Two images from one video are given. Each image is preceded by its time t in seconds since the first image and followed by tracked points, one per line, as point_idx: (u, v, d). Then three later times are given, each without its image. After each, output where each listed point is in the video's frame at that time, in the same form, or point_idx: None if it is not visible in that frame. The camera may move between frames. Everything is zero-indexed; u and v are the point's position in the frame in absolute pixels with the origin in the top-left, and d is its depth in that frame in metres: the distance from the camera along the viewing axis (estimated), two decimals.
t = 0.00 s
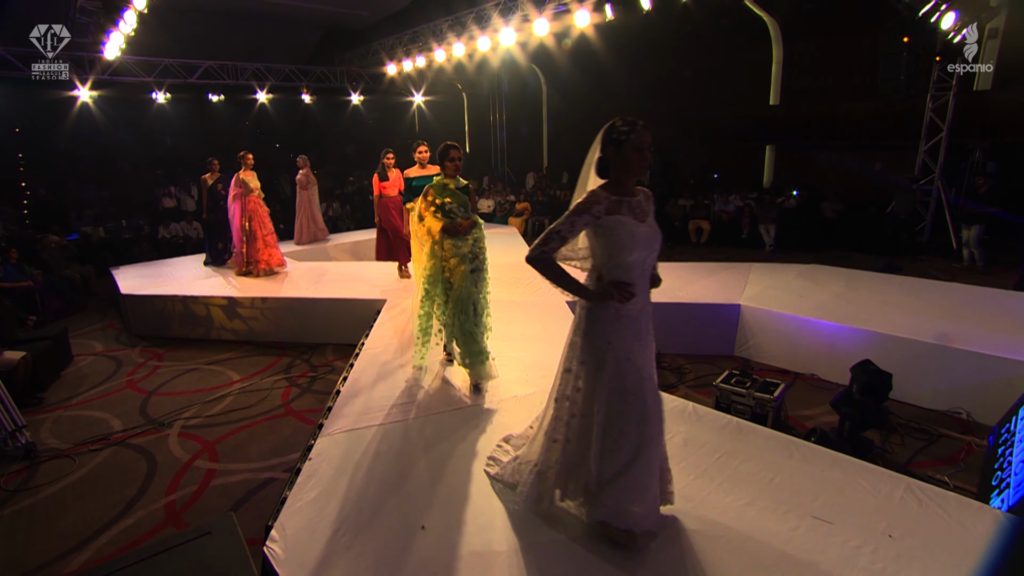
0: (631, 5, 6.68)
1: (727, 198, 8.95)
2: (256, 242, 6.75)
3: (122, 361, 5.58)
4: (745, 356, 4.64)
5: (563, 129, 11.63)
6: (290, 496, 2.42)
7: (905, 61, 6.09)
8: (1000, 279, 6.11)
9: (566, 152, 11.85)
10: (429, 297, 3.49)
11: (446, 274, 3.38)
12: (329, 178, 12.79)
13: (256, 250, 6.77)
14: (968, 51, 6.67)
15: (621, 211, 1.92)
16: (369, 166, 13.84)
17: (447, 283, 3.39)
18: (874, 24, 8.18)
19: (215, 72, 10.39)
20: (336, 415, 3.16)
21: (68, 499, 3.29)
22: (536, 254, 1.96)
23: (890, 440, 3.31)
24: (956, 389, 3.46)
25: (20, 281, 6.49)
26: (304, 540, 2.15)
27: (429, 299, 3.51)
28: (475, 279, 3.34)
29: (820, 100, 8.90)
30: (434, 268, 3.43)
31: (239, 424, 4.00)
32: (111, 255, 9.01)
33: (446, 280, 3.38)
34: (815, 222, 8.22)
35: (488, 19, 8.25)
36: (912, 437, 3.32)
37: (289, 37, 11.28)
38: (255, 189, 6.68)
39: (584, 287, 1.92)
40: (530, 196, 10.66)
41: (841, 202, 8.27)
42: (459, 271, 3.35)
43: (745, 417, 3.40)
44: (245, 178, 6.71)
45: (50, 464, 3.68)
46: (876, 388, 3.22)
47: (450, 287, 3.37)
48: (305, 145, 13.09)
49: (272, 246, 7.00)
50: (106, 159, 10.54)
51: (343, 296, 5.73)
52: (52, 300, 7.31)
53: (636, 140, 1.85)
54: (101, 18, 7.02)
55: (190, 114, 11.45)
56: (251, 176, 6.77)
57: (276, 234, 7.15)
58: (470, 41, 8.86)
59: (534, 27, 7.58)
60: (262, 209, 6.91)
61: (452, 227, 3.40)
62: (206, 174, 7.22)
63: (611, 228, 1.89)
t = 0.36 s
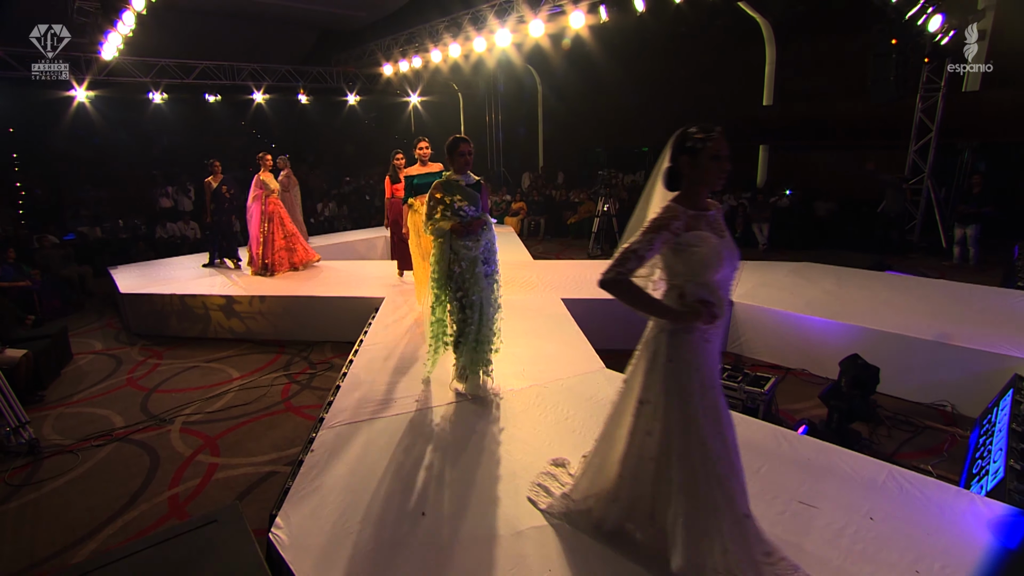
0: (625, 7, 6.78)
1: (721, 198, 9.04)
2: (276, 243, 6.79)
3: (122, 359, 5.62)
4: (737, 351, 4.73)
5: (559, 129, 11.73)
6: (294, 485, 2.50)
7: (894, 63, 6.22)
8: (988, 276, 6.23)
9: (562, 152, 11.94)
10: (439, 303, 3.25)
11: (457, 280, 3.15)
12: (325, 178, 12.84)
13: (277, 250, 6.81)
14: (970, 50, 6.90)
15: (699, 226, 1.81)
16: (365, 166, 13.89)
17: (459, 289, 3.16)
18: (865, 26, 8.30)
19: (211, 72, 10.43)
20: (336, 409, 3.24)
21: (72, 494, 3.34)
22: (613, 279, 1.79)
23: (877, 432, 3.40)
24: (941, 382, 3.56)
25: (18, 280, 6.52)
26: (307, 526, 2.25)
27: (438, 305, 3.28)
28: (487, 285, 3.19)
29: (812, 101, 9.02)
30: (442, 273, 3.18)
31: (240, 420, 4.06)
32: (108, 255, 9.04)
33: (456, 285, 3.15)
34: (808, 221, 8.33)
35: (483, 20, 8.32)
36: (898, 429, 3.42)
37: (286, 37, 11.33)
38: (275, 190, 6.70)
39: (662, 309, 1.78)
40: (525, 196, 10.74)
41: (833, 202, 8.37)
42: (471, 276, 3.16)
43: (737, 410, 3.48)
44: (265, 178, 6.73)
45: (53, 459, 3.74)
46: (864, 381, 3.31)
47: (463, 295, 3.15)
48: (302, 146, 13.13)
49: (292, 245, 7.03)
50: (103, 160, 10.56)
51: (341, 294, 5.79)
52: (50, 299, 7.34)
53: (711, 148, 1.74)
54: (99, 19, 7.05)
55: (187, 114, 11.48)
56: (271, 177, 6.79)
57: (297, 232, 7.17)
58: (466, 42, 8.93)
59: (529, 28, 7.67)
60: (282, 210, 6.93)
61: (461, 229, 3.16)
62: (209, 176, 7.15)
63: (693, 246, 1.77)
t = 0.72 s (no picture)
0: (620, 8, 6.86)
1: (715, 197, 9.13)
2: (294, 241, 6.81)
3: (122, 358, 5.66)
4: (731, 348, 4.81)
5: (554, 129, 11.80)
6: (299, 478, 2.59)
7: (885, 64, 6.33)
8: (976, 274, 6.34)
9: (557, 152, 12.00)
10: (451, 323, 2.92)
11: (473, 298, 2.82)
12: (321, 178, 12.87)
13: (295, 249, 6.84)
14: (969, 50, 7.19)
15: (809, 225, 1.58)
16: (362, 166, 13.92)
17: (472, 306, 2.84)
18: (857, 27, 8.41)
19: (207, 73, 10.49)
20: (339, 404, 3.33)
21: (77, 489, 3.39)
22: (721, 282, 1.56)
23: (867, 424, 3.47)
24: (929, 377, 3.65)
25: (17, 280, 6.55)
26: (312, 517, 2.33)
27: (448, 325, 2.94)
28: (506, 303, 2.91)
29: (806, 101, 9.12)
30: (455, 291, 2.84)
31: (242, 417, 4.11)
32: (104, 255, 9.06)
33: (472, 303, 2.83)
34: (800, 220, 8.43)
35: (480, 21, 8.39)
36: (887, 421, 3.50)
37: (282, 37, 11.35)
38: (293, 187, 6.72)
39: (766, 323, 1.55)
40: (520, 195, 10.82)
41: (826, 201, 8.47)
42: (487, 294, 2.86)
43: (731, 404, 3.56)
44: (284, 176, 6.75)
45: (58, 455, 3.80)
46: (854, 376, 3.49)
47: (478, 313, 2.84)
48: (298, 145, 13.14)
49: (309, 243, 7.06)
50: (100, 160, 10.58)
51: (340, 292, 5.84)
52: (48, 299, 7.36)
53: (826, 138, 1.53)
54: (97, 19, 7.08)
55: (183, 114, 11.49)
56: (290, 174, 6.81)
57: (314, 230, 7.21)
58: (462, 43, 8.99)
59: (526, 29, 7.75)
60: (300, 208, 6.95)
61: (477, 239, 2.84)
62: (217, 173, 7.15)
63: (804, 249, 1.54)
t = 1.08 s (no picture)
0: (613, 10, 6.97)
1: (708, 197, 9.25)
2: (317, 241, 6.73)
3: (122, 356, 5.71)
4: (724, 344, 4.92)
5: (549, 129, 11.91)
6: (306, 468, 2.67)
7: (873, 66, 6.47)
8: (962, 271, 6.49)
9: (552, 152, 12.10)
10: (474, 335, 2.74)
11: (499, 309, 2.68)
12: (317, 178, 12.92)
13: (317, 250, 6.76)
14: (969, 50, 7.60)
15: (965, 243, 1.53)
16: (357, 166, 13.98)
17: (495, 317, 2.70)
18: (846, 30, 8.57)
19: (204, 74, 10.66)
20: (343, 398, 3.42)
21: (84, 484, 3.46)
22: (894, 313, 1.57)
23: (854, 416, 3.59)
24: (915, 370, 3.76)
25: (15, 280, 6.58)
26: (321, 504, 2.41)
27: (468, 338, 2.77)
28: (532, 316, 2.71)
29: (797, 102, 9.26)
30: (483, 303, 2.68)
31: (244, 413, 4.19)
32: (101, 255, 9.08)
33: (495, 313, 2.68)
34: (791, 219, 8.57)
35: (475, 23, 8.47)
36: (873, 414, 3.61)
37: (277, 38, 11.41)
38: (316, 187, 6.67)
39: (926, 351, 1.54)
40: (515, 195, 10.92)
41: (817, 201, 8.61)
42: (513, 305, 2.67)
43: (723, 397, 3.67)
44: (307, 176, 6.73)
45: (63, 452, 3.86)
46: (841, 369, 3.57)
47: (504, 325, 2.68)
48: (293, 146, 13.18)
49: (338, 241, 7.03)
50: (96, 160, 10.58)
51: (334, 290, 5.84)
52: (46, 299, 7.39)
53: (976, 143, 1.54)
54: (95, 19, 7.11)
55: (179, 114, 11.52)
56: (313, 174, 6.77)
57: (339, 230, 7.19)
58: (458, 44, 9.07)
59: (521, 31, 7.84)
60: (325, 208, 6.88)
61: (506, 247, 2.64)
62: (234, 176, 7.07)
63: (962, 270, 1.50)
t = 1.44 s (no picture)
0: (606, 14, 7.12)
1: (700, 197, 9.39)
2: (336, 241, 6.79)
3: (123, 355, 5.77)
4: (715, 340, 5.04)
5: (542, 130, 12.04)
6: (314, 459, 2.77)
7: (859, 69, 6.64)
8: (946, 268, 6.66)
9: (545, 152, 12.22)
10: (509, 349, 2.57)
11: (537, 321, 2.50)
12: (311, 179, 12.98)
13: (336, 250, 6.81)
14: (969, 50, 7.88)
15: None
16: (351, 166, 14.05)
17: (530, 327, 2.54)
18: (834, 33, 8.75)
19: (198, 74, 10.67)
20: (346, 394, 3.50)
21: (91, 478, 3.54)
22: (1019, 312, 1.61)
23: (840, 409, 3.73)
24: (898, 363, 3.91)
25: (13, 280, 6.61)
26: (331, 493, 2.51)
27: (506, 355, 2.62)
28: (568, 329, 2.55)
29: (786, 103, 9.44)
30: (517, 316, 2.52)
31: (247, 409, 4.27)
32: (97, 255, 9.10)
33: (531, 324, 2.51)
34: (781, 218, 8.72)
35: (470, 25, 8.57)
36: (859, 406, 3.75)
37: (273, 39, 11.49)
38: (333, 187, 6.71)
39: None
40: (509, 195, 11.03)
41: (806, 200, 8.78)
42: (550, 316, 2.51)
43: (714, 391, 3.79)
44: (326, 175, 6.76)
45: (69, 448, 3.94)
46: (829, 363, 3.69)
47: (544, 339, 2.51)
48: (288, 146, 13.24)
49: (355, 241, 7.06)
50: (90, 161, 10.60)
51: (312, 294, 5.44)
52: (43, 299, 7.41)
53: None
54: (93, 21, 7.17)
55: (174, 115, 11.55)
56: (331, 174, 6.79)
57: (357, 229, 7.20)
58: (453, 46, 9.18)
59: (515, 33, 7.95)
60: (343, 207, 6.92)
61: (543, 255, 2.49)
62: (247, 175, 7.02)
63: None
